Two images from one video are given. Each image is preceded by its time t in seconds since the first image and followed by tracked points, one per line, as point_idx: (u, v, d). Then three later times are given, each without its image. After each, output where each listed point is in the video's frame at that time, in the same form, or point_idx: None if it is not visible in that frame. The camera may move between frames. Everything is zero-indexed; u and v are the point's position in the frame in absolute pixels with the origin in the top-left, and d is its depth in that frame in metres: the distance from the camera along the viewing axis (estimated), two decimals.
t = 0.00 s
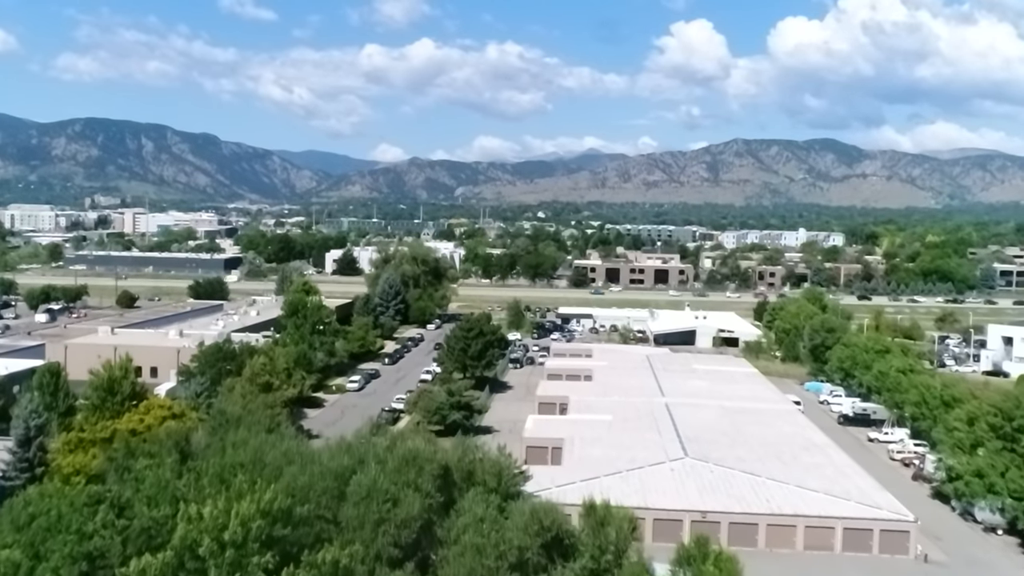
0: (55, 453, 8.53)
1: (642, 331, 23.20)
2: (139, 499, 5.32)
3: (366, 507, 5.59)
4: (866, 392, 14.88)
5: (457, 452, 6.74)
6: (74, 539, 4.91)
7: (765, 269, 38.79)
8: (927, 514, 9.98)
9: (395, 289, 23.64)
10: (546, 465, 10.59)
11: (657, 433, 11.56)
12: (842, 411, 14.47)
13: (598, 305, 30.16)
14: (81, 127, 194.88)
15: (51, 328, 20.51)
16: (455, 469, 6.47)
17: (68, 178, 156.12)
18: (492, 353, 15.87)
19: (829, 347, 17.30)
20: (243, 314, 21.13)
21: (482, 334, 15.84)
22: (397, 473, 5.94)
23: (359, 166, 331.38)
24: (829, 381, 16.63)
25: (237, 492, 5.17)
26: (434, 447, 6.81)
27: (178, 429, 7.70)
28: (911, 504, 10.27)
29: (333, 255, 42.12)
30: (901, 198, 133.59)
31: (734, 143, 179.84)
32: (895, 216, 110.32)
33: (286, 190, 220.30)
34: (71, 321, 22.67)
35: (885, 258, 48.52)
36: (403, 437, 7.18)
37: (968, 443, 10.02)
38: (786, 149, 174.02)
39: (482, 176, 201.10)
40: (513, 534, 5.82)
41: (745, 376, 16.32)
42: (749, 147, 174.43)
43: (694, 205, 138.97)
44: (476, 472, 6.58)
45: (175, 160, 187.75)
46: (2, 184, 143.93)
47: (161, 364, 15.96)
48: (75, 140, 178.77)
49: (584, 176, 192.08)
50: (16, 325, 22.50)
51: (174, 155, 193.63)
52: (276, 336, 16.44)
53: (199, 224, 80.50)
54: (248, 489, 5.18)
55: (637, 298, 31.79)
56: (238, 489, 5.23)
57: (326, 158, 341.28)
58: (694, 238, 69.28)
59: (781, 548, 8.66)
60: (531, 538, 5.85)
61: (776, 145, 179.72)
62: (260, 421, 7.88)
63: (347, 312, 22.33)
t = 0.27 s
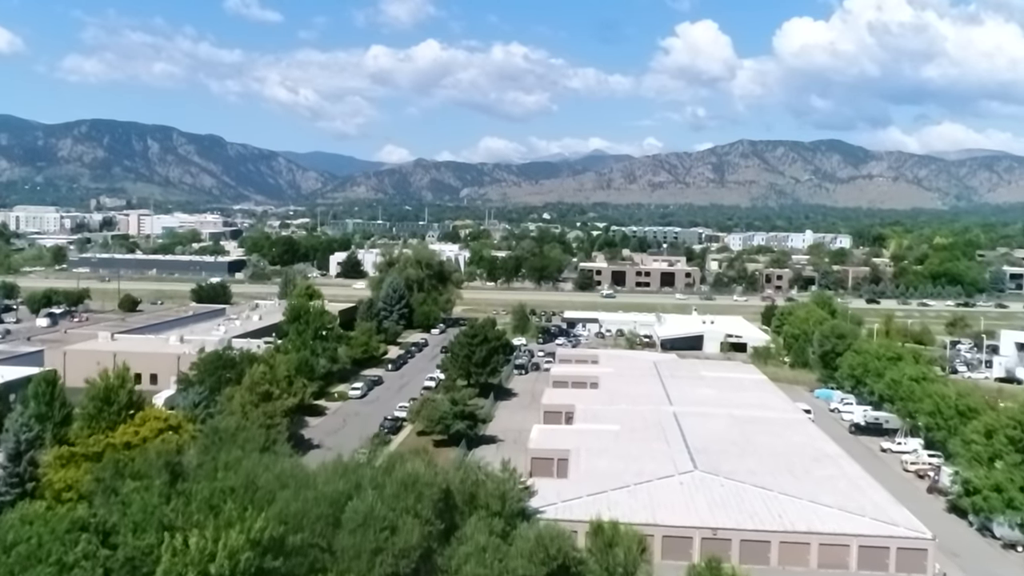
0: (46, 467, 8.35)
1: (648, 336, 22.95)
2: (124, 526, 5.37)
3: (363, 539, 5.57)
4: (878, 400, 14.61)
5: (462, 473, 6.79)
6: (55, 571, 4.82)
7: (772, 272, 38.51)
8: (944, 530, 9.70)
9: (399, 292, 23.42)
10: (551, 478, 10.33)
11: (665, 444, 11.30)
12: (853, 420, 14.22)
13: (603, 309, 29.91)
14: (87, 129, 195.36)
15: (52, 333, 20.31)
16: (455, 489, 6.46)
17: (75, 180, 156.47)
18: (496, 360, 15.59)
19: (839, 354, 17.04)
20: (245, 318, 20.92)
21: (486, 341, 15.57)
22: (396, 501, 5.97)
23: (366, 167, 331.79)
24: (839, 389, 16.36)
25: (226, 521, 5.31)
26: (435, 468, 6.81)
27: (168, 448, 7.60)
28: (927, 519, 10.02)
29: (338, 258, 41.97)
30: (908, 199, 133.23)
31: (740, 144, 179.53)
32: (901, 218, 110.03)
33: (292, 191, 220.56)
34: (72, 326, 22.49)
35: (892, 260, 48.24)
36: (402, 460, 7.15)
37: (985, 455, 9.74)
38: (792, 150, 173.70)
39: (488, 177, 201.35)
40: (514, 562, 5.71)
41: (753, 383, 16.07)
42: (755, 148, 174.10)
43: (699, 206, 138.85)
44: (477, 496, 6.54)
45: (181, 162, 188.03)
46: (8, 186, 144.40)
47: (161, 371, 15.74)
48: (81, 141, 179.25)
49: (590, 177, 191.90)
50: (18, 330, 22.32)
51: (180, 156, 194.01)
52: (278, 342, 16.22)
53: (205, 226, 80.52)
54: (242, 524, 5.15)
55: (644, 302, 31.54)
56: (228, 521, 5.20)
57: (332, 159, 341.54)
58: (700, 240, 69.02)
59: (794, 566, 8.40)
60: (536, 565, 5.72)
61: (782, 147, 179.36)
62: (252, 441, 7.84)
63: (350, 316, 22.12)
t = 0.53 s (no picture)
0: (31, 482, 8.10)
1: (652, 340, 22.67)
2: (102, 554, 5.77)
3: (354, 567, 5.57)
4: (887, 407, 14.32)
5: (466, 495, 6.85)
6: None
7: (776, 274, 38.22)
8: (959, 545, 9.41)
9: (400, 295, 23.16)
10: (553, 490, 10.07)
11: (671, 454, 11.01)
12: (862, 428, 13.93)
13: (606, 313, 29.62)
14: (90, 129, 195.46)
15: (49, 336, 20.07)
16: (455, 514, 6.49)
17: (77, 181, 156.64)
18: (498, 366, 15.28)
19: (847, 360, 16.74)
20: (244, 322, 20.68)
21: (488, 347, 15.26)
22: (390, 529, 5.99)
23: (368, 168, 331.84)
24: (847, 395, 16.07)
25: (210, 552, 5.35)
26: (433, 492, 6.83)
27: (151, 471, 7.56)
28: (941, 533, 9.73)
29: (339, 259, 41.73)
30: (911, 200, 132.99)
31: (743, 145, 179.19)
32: (905, 219, 109.70)
33: (294, 193, 220.55)
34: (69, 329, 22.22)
35: (897, 263, 47.92)
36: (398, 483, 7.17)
37: (1001, 468, 9.45)
38: (795, 151, 173.42)
39: (490, 179, 201.26)
40: None
41: (759, 390, 15.79)
42: (758, 149, 173.90)
43: (702, 207, 138.63)
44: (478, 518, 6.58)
45: (184, 163, 188.10)
46: (11, 187, 144.57)
47: (157, 377, 15.50)
48: (84, 142, 179.42)
49: (593, 178, 191.68)
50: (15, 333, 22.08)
51: (183, 157, 194.05)
52: (276, 347, 15.95)
53: (207, 227, 80.47)
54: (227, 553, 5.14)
55: (647, 304, 31.24)
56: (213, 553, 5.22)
57: (334, 160, 341.47)
58: (704, 242, 68.73)
59: None
60: None
61: (785, 148, 179.07)
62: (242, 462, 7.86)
63: (350, 320, 21.85)
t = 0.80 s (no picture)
0: (16, 500, 7.82)
1: (656, 344, 22.38)
2: None
3: None
4: (898, 416, 14.02)
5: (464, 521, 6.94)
6: None
7: (781, 276, 37.92)
8: (975, 562, 9.11)
9: (402, 299, 22.90)
10: (556, 505, 9.80)
11: (677, 467, 10.71)
12: (872, 437, 13.62)
13: (610, 316, 29.31)
14: (93, 130, 195.61)
15: (45, 342, 19.76)
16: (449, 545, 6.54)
17: (81, 181, 156.67)
18: (500, 373, 14.99)
19: (856, 367, 16.44)
20: (242, 328, 20.37)
21: (490, 353, 14.98)
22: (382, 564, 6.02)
23: (371, 168, 331.82)
24: (856, 403, 15.76)
25: None
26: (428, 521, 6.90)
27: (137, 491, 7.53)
28: (957, 549, 9.43)
29: (340, 261, 41.48)
30: (915, 200, 132.73)
31: (746, 144, 178.89)
32: (909, 220, 109.40)
33: (297, 193, 220.57)
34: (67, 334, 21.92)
35: (902, 264, 47.62)
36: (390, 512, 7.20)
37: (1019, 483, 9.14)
38: (799, 151, 173.10)
39: (493, 179, 201.07)
40: None
41: (767, 397, 15.47)
42: (761, 149, 173.61)
43: (705, 207, 138.36)
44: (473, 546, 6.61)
45: (187, 163, 188.08)
46: (15, 187, 144.64)
47: (153, 385, 15.18)
48: (87, 143, 179.50)
49: (596, 178, 191.41)
50: (12, 338, 21.78)
51: (187, 157, 194.20)
52: (275, 355, 15.67)
53: (209, 228, 80.29)
54: None
55: (651, 307, 30.94)
56: None
57: (337, 160, 341.40)
58: (707, 243, 68.44)
59: None
60: None
61: (789, 148, 178.76)
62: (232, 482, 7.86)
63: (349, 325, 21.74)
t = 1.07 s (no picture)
0: None
1: (661, 349, 22.06)
2: None
3: None
4: (909, 425, 13.69)
5: (460, 554, 6.81)
6: None
7: (787, 278, 37.57)
8: None
9: (403, 303, 22.62)
10: (559, 520, 9.50)
11: (684, 481, 10.39)
12: (883, 447, 13.29)
13: (614, 319, 29.00)
14: (97, 130, 195.70)
15: (42, 347, 19.49)
16: None
17: (84, 181, 156.64)
18: (502, 381, 14.70)
19: (865, 374, 16.12)
20: (241, 332, 20.08)
21: (492, 359, 14.68)
22: None
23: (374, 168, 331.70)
24: (866, 412, 15.44)
25: None
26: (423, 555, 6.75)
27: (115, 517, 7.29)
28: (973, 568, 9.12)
29: (342, 263, 41.18)
30: (919, 201, 132.33)
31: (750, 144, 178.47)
32: (913, 220, 109.03)
33: (301, 193, 220.51)
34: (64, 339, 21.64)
35: (909, 266, 47.24)
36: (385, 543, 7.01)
37: None
38: (803, 151, 172.60)
39: (496, 180, 200.80)
40: None
41: (774, 406, 15.15)
42: (765, 149, 173.15)
43: (709, 207, 138.01)
44: None
45: (190, 163, 188.01)
46: (18, 187, 144.63)
47: (148, 392, 14.87)
48: (91, 143, 179.53)
49: (599, 178, 191.05)
50: (9, 343, 21.49)
51: (190, 157, 194.19)
52: (273, 361, 15.38)
53: (211, 229, 80.10)
54: None
55: (655, 310, 30.62)
56: None
57: (340, 160, 341.30)
58: (711, 244, 68.08)
59: None
60: None
61: (793, 148, 178.31)
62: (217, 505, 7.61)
63: (351, 329, 22.08)
